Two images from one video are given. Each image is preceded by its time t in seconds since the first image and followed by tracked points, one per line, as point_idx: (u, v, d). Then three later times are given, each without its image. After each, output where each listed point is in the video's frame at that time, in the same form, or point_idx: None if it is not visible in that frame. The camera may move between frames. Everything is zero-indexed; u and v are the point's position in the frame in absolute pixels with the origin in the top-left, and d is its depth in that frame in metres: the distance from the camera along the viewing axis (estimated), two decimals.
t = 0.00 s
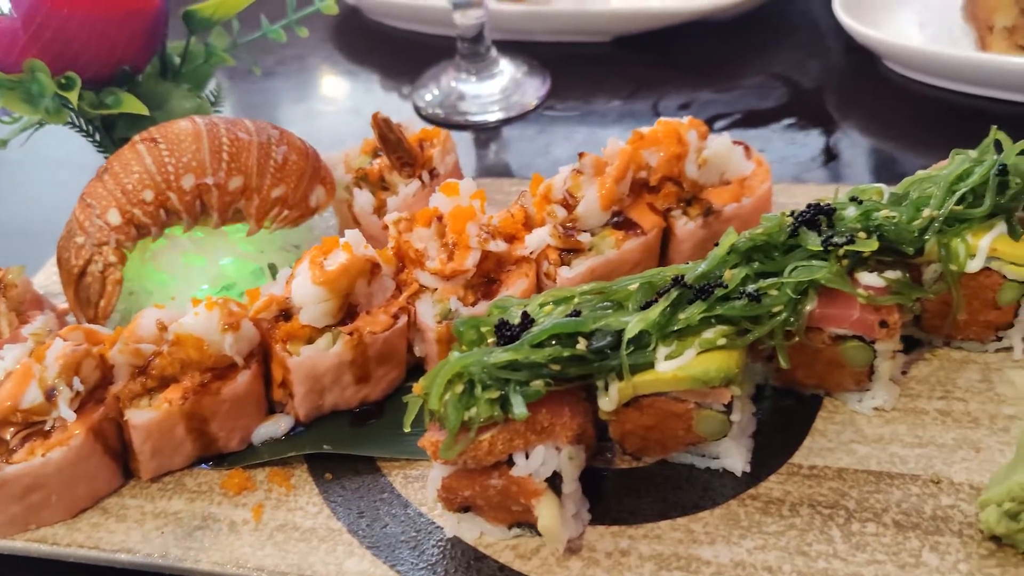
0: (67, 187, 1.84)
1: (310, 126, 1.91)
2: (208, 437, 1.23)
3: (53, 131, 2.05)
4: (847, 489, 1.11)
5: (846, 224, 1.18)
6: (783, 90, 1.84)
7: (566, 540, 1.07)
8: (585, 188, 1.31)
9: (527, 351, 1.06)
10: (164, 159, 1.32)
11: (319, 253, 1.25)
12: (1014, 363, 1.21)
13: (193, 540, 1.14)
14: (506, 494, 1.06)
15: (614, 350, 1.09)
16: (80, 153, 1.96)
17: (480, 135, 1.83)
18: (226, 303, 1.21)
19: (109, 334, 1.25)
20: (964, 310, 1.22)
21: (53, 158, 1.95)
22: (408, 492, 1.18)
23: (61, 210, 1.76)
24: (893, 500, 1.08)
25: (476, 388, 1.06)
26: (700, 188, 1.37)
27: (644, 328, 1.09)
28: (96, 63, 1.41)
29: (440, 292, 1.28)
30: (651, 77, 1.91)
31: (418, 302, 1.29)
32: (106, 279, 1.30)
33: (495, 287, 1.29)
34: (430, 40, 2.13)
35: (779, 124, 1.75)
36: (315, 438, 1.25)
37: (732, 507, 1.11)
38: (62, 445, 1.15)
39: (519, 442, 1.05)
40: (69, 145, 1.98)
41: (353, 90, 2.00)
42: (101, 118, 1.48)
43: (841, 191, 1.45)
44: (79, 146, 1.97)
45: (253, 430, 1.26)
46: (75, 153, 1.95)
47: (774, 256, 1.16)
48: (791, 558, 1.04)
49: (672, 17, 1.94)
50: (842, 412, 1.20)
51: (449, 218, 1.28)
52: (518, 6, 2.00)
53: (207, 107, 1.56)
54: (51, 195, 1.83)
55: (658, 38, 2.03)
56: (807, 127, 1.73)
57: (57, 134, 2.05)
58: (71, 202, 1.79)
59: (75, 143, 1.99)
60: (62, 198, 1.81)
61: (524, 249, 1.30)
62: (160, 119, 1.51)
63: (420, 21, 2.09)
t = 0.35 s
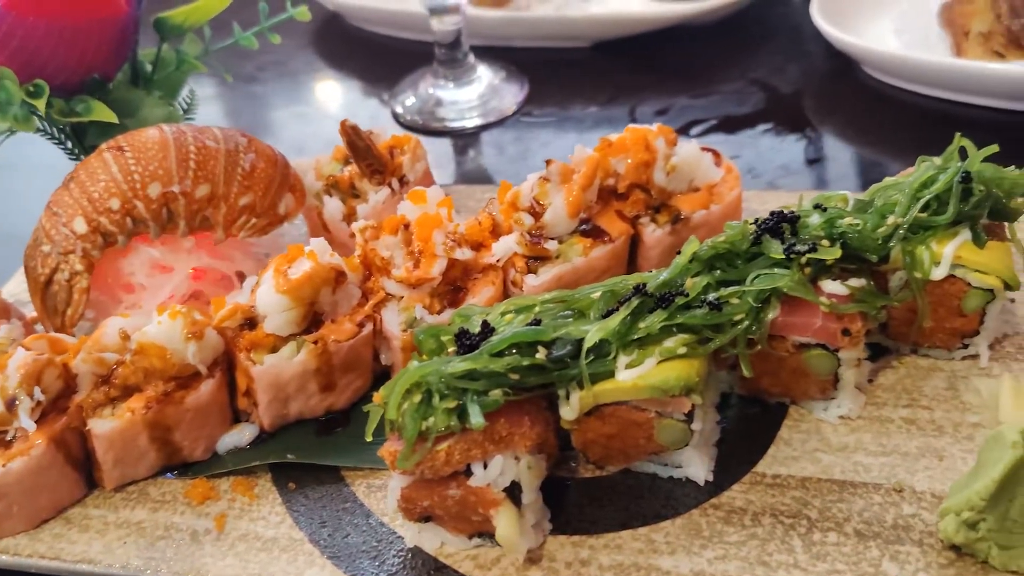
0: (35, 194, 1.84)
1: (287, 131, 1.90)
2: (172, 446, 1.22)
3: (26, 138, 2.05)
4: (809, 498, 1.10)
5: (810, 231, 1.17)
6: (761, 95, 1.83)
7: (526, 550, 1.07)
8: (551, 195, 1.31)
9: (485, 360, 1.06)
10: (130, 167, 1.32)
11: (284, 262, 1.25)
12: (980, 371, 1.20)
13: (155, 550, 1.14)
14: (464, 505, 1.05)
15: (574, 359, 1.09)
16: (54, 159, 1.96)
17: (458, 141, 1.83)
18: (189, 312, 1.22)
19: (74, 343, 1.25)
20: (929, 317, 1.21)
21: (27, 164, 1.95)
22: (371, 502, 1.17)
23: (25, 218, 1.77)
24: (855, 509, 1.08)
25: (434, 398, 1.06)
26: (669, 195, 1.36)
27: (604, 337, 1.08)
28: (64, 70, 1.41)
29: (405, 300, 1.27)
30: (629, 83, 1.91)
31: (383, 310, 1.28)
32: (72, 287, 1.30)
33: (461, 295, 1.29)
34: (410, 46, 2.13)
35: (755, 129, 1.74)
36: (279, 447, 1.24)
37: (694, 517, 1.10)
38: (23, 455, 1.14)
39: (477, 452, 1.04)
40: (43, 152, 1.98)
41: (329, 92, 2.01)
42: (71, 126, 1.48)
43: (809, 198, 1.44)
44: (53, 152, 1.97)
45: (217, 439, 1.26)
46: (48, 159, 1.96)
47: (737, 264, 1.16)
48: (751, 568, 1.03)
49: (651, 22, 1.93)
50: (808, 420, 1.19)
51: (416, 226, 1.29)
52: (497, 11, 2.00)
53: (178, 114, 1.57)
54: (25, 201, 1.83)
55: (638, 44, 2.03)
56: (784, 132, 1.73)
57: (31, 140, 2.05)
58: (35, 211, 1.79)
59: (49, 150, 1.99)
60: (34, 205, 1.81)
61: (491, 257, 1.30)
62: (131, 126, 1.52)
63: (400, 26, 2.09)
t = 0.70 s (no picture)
0: (10, 192, 1.83)
1: (268, 129, 1.89)
2: (142, 445, 1.21)
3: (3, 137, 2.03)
4: (784, 496, 1.08)
5: (785, 226, 1.16)
6: (744, 92, 1.82)
7: (497, 549, 1.05)
8: (528, 192, 1.30)
9: (455, 357, 1.05)
10: (102, 164, 1.31)
11: (255, 258, 1.23)
12: (958, 367, 1.19)
13: (123, 550, 1.13)
14: (434, 503, 1.04)
15: (545, 356, 1.08)
16: (29, 157, 1.95)
17: (442, 138, 1.81)
18: (159, 309, 1.21)
19: (43, 341, 1.24)
20: (907, 313, 1.20)
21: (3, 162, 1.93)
22: (342, 501, 1.16)
23: None
24: (830, 508, 1.06)
25: (402, 395, 1.04)
26: (647, 191, 1.35)
27: (575, 334, 1.07)
28: (38, 64, 1.40)
29: (379, 297, 1.26)
30: (612, 80, 1.90)
31: (357, 308, 1.27)
32: (43, 285, 1.28)
33: (436, 292, 1.28)
34: (394, 44, 2.12)
35: (738, 126, 1.73)
36: (251, 446, 1.23)
37: (667, 516, 1.08)
38: None
39: (445, 450, 1.03)
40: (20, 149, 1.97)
41: (321, 91, 1.98)
42: (45, 122, 1.48)
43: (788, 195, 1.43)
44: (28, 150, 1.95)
45: (189, 437, 1.24)
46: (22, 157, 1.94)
47: (710, 259, 1.15)
48: (723, 567, 1.02)
49: (634, 19, 1.92)
50: (784, 418, 1.18)
51: (390, 222, 1.27)
52: (480, 8, 1.99)
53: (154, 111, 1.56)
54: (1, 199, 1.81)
55: (621, 41, 2.02)
56: (766, 129, 1.71)
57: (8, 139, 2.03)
58: (6, 208, 1.77)
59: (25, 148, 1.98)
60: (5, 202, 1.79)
61: (466, 254, 1.29)
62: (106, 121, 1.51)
63: (384, 23, 2.08)
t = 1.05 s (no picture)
0: None
1: (231, 127, 1.88)
2: (87, 444, 1.21)
3: None
4: (725, 495, 1.08)
5: (727, 225, 1.17)
6: (706, 90, 1.82)
7: (435, 548, 1.05)
8: (476, 190, 1.30)
9: (393, 356, 1.05)
10: (49, 162, 1.30)
11: (201, 257, 1.23)
12: (903, 366, 1.19)
13: (65, 550, 1.12)
14: (371, 502, 1.04)
15: (484, 355, 1.08)
16: None
17: (406, 136, 1.80)
18: (104, 308, 1.21)
19: None
20: (852, 311, 1.20)
21: None
22: (286, 500, 1.16)
23: None
24: (770, 507, 1.06)
25: (339, 395, 1.04)
26: (596, 189, 1.35)
27: (513, 332, 1.07)
28: None
29: (327, 295, 1.26)
30: (575, 77, 1.90)
31: (305, 306, 1.27)
32: None
33: (384, 290, 1.28)
34: (360, 41, 2.12)
35: (699, 124, 1.73)
36: (197, 445, 1.23)
37: (608, 514, 1.08)
38: None
39: (382, 449, 1.04)
40: None
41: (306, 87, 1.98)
42: None
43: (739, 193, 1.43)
44: None
45: (135, 436, 1.24)
46: None
47: (652, 258, 1.15)
48: (661, 566, 1.02)
49: (598, 16, 1.92)
50: (728, 416, 1.18)
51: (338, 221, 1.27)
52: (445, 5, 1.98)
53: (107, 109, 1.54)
54: None
55: (586, 39, 2.01)
56: (727, 127, 1.71)
57: None
58: None
59: None
60: None
61: (415, 252, 1.28)
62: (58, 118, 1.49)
63: (350, 19, 2.07)
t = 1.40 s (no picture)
0: None
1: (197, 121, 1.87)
2: (35, 441, 1.19)
3: None
4: (675, 491, 1.07)
5: (679, 219, 1.16)
6: (675, 84, 1.81)
7: (381, 545, 1.04)
8: (432, 183, 1.28)
9: (337, 351, 1.03)
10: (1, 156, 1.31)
11: (152, 253, 1.23)
12: (859, 360, 1.19)
13: (10, 548, 1.11)
14: (315, 499, 1.04)
15: (430, 350, 1.07)
16: None
17: (374, 129, 1.79)
18: (52, 303, 1.20)
19: None
20: (807, 306, 1.19)
21: None
22: (234, 496, 1.15)
23: None
24: (720, 502, 1.05)
25: (282, 390, 1.03)
26: (554, 183, 1.34)
27: (460, 327, 1.05)
28: None
29: (280, 290, 1.25)
30: (544, 71, 1.88)
31: (257, 301, 1.26)
32: None
33: (338, 285, 1.27)
34: (331, 34, 2.10)
35: (666, 117, 1.72)
36: (147, 441, 1.22)
37: (556, 510, 1.08)
38: None
39: (325, 445, 1.03)
40: None
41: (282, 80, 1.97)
42: None
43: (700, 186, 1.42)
44: None
45: (85, 432, 1.22)
46: None
47: (604, 252, 1.14)
48: (607, 563, 1.01)
49: (568, 9, 1.90)
50: (681, 411, 1.17)
51: (292, 215, 1.26)
52: None
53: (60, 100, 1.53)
54: None
55: (557, 32, 2.00)
56: (694, 120, 1.70)
57: None
58: None
59: None
60: None
61: (369, 246, 1.27)
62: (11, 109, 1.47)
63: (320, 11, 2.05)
